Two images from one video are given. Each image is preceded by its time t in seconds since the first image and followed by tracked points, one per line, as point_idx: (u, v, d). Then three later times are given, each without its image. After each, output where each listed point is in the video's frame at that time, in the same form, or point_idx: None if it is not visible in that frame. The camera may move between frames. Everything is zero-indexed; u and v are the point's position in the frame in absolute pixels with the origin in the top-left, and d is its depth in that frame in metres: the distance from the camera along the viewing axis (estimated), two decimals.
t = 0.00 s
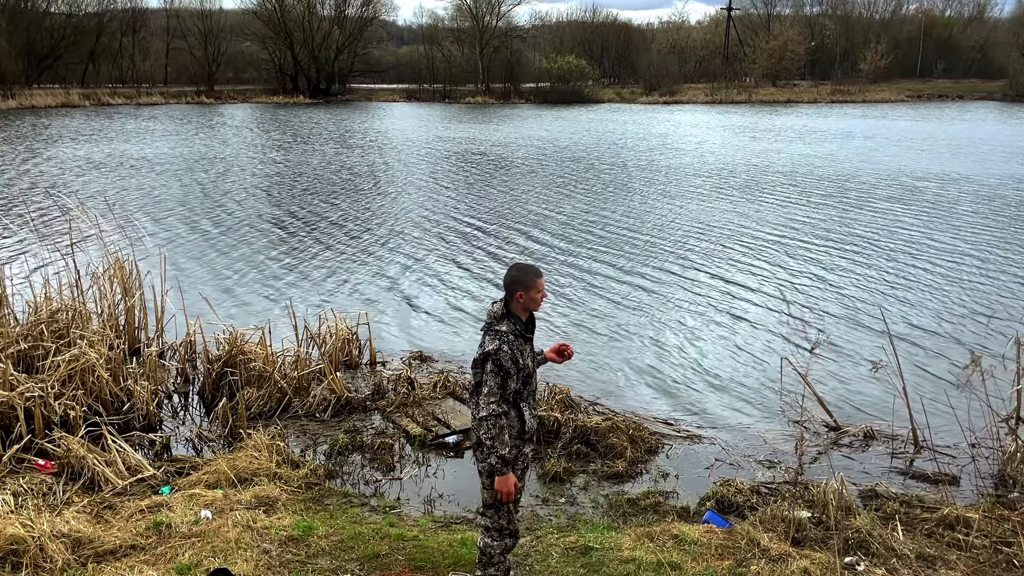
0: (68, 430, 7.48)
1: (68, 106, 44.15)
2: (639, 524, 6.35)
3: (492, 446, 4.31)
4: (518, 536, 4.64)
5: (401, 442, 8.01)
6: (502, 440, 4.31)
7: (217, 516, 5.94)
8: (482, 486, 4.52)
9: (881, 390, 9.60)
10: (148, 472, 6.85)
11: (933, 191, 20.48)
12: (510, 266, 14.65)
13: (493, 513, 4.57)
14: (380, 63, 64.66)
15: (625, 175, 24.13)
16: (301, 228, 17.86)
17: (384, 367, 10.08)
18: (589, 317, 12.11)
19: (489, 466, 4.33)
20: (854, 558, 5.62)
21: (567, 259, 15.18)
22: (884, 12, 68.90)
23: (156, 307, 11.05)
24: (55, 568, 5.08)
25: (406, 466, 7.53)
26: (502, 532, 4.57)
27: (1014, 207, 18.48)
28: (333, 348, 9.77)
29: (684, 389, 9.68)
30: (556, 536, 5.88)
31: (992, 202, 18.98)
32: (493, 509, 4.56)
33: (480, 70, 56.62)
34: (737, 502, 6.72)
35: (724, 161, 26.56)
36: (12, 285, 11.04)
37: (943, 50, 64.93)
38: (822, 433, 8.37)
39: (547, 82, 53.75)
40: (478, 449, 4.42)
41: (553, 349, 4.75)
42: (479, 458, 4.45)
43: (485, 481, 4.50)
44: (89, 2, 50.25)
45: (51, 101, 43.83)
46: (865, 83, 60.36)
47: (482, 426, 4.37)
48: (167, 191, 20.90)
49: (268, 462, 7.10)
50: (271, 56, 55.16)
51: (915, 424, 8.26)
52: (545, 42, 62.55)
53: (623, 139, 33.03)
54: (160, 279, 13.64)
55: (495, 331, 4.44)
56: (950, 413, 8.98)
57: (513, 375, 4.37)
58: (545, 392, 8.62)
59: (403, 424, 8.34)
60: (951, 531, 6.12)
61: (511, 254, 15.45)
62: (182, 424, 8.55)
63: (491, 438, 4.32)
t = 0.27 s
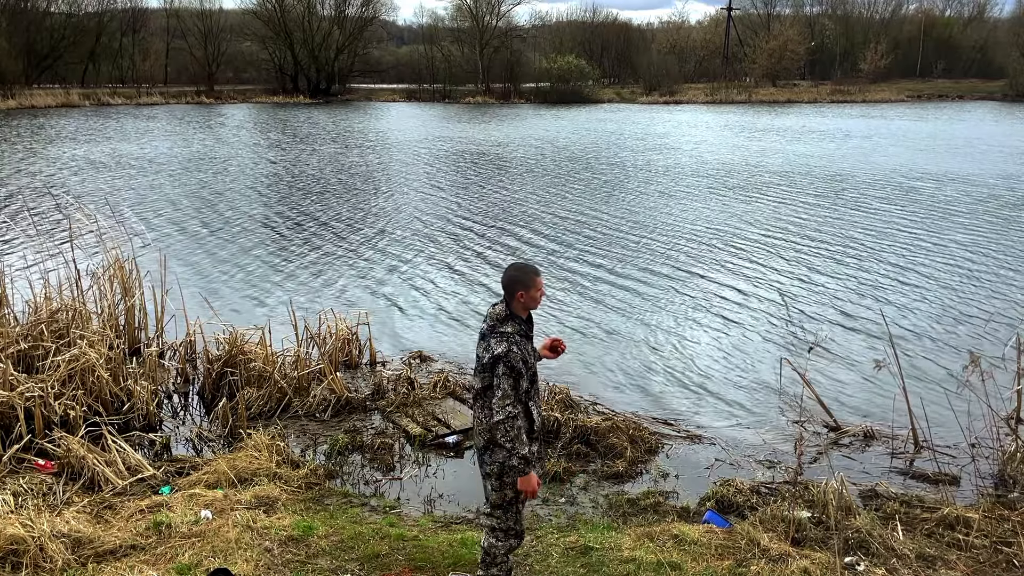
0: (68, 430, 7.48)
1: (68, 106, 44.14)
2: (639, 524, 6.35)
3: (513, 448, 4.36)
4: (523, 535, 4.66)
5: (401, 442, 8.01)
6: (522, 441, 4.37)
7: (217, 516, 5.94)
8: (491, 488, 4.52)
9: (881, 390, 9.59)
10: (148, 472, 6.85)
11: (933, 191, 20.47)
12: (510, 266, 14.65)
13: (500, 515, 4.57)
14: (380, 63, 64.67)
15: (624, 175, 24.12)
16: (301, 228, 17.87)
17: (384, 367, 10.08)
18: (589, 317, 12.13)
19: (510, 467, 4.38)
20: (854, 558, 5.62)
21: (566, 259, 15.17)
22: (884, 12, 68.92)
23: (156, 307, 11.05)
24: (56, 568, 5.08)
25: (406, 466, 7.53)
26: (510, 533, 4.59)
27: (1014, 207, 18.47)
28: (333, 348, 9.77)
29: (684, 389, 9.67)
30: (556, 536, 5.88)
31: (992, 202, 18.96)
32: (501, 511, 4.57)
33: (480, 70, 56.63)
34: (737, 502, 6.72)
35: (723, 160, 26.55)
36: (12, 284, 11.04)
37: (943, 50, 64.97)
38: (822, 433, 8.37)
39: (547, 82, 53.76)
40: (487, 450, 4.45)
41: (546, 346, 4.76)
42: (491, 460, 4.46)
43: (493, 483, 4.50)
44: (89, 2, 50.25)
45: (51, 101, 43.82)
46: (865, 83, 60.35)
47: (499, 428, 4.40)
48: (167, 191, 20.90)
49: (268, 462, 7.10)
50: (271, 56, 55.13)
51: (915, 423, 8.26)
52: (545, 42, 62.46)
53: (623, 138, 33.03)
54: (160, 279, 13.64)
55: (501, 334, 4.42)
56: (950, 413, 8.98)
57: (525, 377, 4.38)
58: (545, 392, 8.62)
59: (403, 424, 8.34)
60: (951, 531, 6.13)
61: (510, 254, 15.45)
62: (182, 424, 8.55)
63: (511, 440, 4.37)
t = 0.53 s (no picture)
0: (68, 430, 7.48)
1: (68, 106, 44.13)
2: (639, 524, 6.35)
3: (519, 447, 4.37)
4: (523, 535, 4.67)
5: (401, 442, 8.01)
6: (527, 441, 4.38)
7: (217, 516, 5.94)
8: (493, 489, 4.52)
9: (882, 390, 9.59)
10: (147, 472, 6.85)
11: (933, 191, 20.46)
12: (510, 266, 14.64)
13: (501, 515, 4.58)
14: (380, 63, 64.69)
15: (625, 175, 24.11)
16: (301, 228, 17.86)
17: (384, 368, 10.08)
18: (591, 316, 12.14)
19: (515, 467, 4.38)
20: (854, 558, 5.62)
21: (565, 259, 15.17)
22: (884, 12, 68.93)
23: (157, 307, 11.06)
24: (55, 567, 5.08)
25: (406, 466, 7.53)
26: (511, 534, 4.60)
27: (1014, 207, 18.48)
28: (333, 348, 9.77)
29: (685, 390, 9.66)
30: (556, 536, 5.88)
31: (992, 203, 18.96)
32: (502, 512, 4.57)
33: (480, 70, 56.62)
34: (737, 502, 6.72)
35: (724, 160, 26.53)
36: (13, 284, 11.04)
37: (943, 50, 64.97)
38: (823, 433, 8.37)
39: (547, 82, 53.75)
40: (488, 450, 4.46)
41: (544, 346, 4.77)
42: (493, 460, 4.47)
43: (494, 484, 4.50)
44: (89, 2, 50.24)
45: (51, 101, 43.83)
46: (865, 83, 60.32)
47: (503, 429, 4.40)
48: (167, 191, 20.90)
49: (268, 462, 7.10)
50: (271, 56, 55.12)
51: (915, 423, 8.26)
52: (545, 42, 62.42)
53: (623, 138, 33.01)
54: (160, 279, 13.64)
55: (503, 335, 4.42)
56: (950, 413, 8.99)
57: (526, 378, 4.39)
58: (544, 392, 8.62)
59: (403, 424, 8.34)
60: (951, 531, 6.13)
61: (511, 254, 15.45)
62: (182, 424, 8.54)
63: (517, 440, 4.37)
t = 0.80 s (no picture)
0: (68, 430, 7.48)
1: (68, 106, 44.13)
2: (639, 524, 6.35)
3: (513, 449, 4.37)
4: (522, 536, 4.67)
5: (401, 442, 8.01)
6: (522, 443, 4.38)
7: (217, 516, 5.94)
8: (492, 489, 4.52)
9: (882, 390, 9.60)
10: (148, 472, 6.85)
11: (933, 191, 20.45)
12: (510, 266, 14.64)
13: (500, 516, 4.57)
14: (380, 63, 64.67)
15: (625, 175, 24.10)
16: (301, 227, 17.86)
17: (384, 367, 10.07)
18: (591, 316, 12.14)
19: (510, 468, 4.38)
20: (854, 558, 5.62)
21: (564, 259, 15.14)
22: (884, 12, 68.91)
23: (157, 307, 11.05)
24: (55, 568, 5.08)
25: (406, 466, 7.53)
26: (510, 534, 4.59)
27: (1013, 207, 18.49)
28: (333, 348, 9.77)
29: (686, 390, 9.65)
30: (556, 536, 5.88)
31: (992, 203, 18.95)
32: (501, 512, 4.57)
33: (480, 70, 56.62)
34: (737, 502, 6.73)
35: (724, 160, 26.52)
36: (13, 284, 11.03)
37: (943, 50, 64.94)
38: (822, 433, 8.37)
39: (547, 82, 53.75)
40: (487, 451, 4.46)
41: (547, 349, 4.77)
42: (492, 461, 4.46)
43: (493, 484, 4.50)
44: (89, 2, 50.25)
45: (51, 101, 43.79)
46: (865, 83, 60.29)
47: (500, 429, 4.39)
48: (167, 191, 20.89)
49: (268, 462, 7.10)
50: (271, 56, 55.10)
51: (915, 423, 8.26)
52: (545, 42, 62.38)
53: (624, 138, 33.00)
54: (160, 279, 13.64)
55: (502, 336, 4.42)
56: (949, 413, 8.99)
57: (527, 378, 4.39)
58: (544, 392, 8.61)
59: (403, 424, 8.34)
60: (951, 531, 6.13)
61: (511, 254, 15.44)
62: (182, 424, 8.54)
63: (513, 442, 4.37)
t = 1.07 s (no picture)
0: (68, 430, 7.48)
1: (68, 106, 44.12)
2: (639, 524, 6.35)
3: (514, 449, 4.37)
4: (522, 536, 4.66)
5: (401, 442, 8.01)
6: (517, 444, 4.38)
7: (217, 516, 5.94)
8: (492, 489, 4.52)
9: (882, 390, 9.61)
10: (148, 472, 6.85)
11: (934, 191, 20.44)
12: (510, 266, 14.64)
13: (500, 516, 4.57)
14: (380, 63, 64.67)
15: (625, 175, 24.10)
16: (301, 228, 17.85)
17: (384, 368, 10.07)
18: (591, 316, 12.15)
19: (506, 468, 4.38)
20: (854, 558, 5.62)
21: (563, 259, 15.15)
22: (884, 12, 68.90)
23: (157, 307, 11.05)
24: (55, 568, 5.08)
25: (406, 466, 7.53)
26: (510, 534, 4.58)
27: (1013, 207, 18.50)
28: (333, 348, 9.77)
29: (686, 390, 9.65)
30: (556, 536, 5.88)
31: (992, 203, 18.94)
32: (501, 512, 4.57)
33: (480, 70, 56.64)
34: (737, 502, 6.72)
35: (725, 160, 26.51)
36: (12, 284, 11.03)
37: (943, 50, 64.93)
38: (823, 433, 8.37)
39: (547, 82, 53.73)
40: (488, 452, 4.46)
41: (545, 350, 4.77)
42: (492, 462, 4.45)
43: (494, 484, 4.50)
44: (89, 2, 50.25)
45: (51, 101, 43.79)
46: (865, 83, 60.27)
47: (499, 430, 4.39)
48: (166, 191, 20.89)
49: (268, 462, 7.09)
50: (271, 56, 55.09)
51: (914, 424, 8.26)
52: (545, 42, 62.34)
53: (624, 138, 32.99)
54: (160, 279, 13.64)
55: (503, 335, 4.42)
56: (949, 413, 8.99)
57: (528, 378, 4.40)
58: (544, 392, 8.61)
59: (403, 424, 8.34)
60: (951, 531, 6.13)
61: (510, 254, 15.43)
62: (182, 424, 8.54)
63: (509, 442, 4.38)
